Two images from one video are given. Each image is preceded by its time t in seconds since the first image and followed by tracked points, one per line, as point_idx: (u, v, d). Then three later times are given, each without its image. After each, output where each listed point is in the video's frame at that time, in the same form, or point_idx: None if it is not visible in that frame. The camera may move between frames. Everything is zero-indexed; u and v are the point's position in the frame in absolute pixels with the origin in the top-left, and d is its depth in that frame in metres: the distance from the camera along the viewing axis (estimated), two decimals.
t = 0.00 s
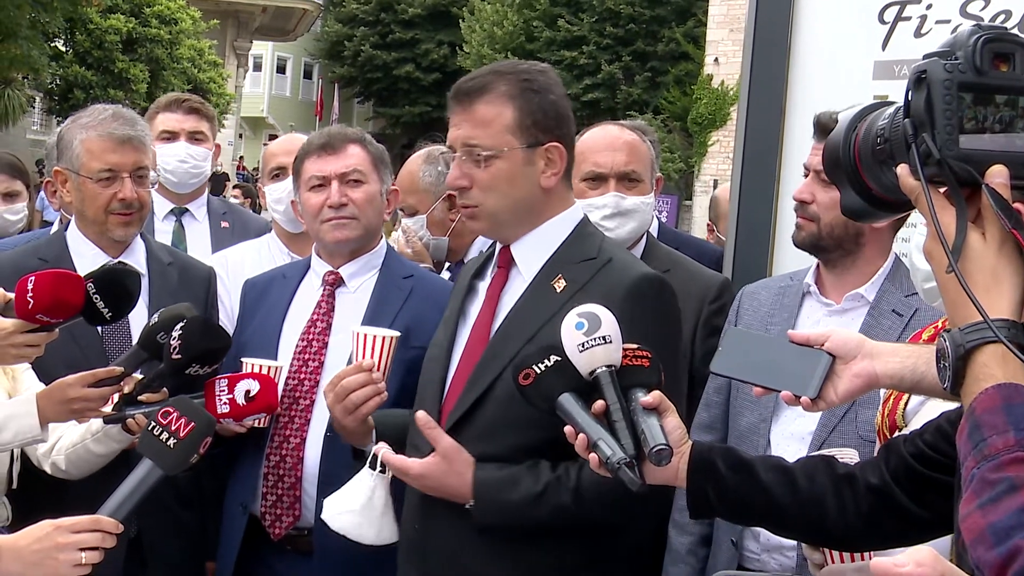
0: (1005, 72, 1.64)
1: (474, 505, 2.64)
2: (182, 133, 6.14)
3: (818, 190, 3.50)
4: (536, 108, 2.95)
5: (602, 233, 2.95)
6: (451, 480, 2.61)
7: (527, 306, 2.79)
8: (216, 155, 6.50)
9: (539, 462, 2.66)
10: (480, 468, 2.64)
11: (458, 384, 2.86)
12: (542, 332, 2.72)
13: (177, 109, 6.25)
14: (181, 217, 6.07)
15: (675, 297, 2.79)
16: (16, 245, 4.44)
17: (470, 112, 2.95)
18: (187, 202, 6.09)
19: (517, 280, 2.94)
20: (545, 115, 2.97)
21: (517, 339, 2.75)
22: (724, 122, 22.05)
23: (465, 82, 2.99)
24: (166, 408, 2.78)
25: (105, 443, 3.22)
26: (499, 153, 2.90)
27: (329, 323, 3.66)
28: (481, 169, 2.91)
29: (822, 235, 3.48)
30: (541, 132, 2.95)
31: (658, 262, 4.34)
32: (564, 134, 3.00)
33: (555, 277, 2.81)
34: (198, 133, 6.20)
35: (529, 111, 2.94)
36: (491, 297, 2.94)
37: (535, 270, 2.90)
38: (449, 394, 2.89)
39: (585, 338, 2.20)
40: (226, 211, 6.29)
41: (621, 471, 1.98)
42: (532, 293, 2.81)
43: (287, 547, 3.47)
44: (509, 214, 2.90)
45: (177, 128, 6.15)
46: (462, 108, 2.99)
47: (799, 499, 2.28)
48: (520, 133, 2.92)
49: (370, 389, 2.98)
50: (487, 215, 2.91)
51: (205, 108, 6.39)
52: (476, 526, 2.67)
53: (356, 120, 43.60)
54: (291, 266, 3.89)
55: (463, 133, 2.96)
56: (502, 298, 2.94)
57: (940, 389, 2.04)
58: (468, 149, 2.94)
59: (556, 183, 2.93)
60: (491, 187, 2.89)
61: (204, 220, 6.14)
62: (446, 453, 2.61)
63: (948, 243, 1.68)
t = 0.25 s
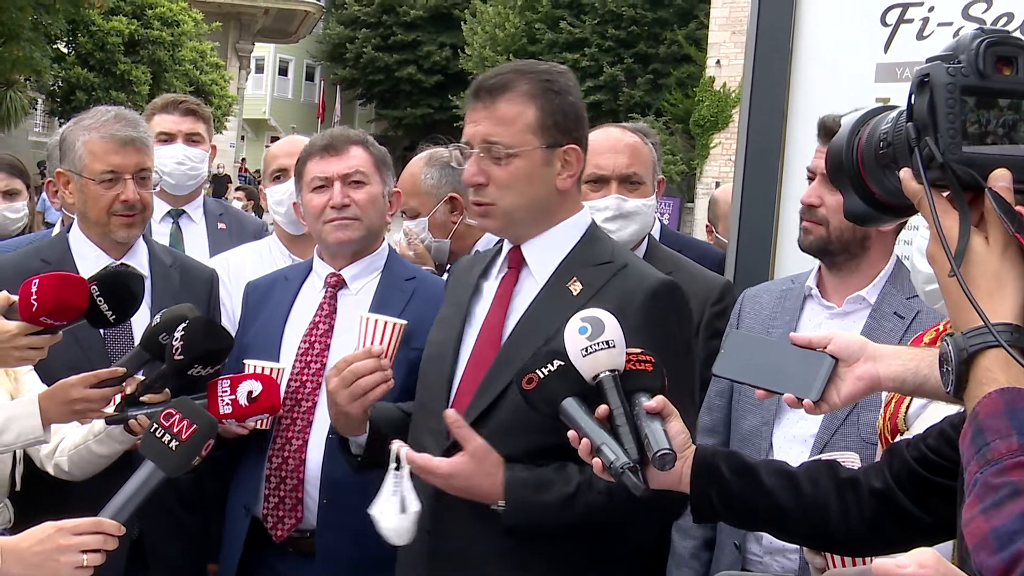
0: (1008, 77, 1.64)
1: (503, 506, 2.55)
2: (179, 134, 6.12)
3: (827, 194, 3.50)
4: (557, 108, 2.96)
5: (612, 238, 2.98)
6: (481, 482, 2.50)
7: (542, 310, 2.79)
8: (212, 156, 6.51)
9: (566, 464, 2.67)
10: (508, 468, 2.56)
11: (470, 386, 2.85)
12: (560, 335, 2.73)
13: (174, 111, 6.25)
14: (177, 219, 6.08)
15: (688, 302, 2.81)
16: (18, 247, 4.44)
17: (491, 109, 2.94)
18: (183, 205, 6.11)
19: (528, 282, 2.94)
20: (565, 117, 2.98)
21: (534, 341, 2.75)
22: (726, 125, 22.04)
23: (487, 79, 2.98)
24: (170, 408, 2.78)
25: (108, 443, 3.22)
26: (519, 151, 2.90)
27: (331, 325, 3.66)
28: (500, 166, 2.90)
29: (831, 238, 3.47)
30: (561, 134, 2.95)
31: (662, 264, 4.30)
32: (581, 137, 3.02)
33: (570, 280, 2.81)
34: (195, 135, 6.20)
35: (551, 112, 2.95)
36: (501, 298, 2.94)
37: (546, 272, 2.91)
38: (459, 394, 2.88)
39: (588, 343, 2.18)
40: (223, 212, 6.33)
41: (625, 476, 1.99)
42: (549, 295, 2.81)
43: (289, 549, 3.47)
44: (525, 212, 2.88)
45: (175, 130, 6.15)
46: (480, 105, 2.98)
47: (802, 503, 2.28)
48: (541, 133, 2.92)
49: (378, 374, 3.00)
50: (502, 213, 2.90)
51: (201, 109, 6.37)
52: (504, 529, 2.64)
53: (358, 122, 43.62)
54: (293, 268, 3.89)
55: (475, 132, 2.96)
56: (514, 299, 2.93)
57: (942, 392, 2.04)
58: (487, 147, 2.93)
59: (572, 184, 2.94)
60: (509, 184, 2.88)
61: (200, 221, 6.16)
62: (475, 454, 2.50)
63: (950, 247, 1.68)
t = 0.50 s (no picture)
0: (1011, 73, 1.63)
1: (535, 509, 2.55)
2: (175, 132, 6.11)
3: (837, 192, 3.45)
4: (571, 108, 2.95)
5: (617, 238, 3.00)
6: (515, 486, 2.49)
7: (554, 309, 2.79)
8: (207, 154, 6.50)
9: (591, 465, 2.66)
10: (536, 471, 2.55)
11: (479, 384, 2.85)
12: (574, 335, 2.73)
13: (170, 108, 6.26)
14: (174, 217, 6.07)
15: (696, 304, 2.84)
16: (18, 245, 4.44)
17: (507, 107, 2.91)
18: (180, 201, 6.08)
19: (537, 280, 2.94)
20: (577, 117, 2.97)
21: (546, 338, 2.75)
22: (726, 123, 22.03)
23: (503, 76, 2.95)
24: (169, 409, 2.78)
25: (108, 441, 3.22)
26: (532, 150, 2.89)
27: (331, 322, 3.66)
28: (513, 163, 2.88)
29: (842, 238, 3.43)
30: (574, 134, 2.95)
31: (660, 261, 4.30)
32: (592, 138, 3.02)
33: (582, 279, 2.82)
34: (191, 132, 6.20)
35: (565, 111, 2.94)
36: (508, 296, 2.93)
37: (556, 270, 2.91)
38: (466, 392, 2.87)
39: (589, 340, 2.20)
40: (219, 210, 6.31)
41: (625, 473, 1.98)
42: (560, 294, 2.81)
43: (289, 546, 3.47)
44: (537, 211, 2.88)
45: (170, 127, 6.12)
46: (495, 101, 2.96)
47: (803, 501, 2.27)
48: (556, 132, 2.91)
49: (394, 370, 2.99)
50: (513, 211, 2.88)
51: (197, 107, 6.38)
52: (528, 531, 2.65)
53: (358, 120, 43.61)
54: (293, 266, 3.88)
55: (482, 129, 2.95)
56: (524, 297, 2.92)
57: (943, 390, 2.04)
58: (500, 144, 2.91)
59: (582, 184, 2.94)
60: (522, 183, 2.87)
61: (197, 219, 6.16)
62: (509, 458, 2.47)
63: (952, 243, 1.68)
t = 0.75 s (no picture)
0: (1012, 72, 1.63)
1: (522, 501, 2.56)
2: (173, 131, 6.12)
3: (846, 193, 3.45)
4: (554, 108, 2.89)
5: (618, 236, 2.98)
6: (502, 477, 2.51)
7: (555, 309, 2.79)
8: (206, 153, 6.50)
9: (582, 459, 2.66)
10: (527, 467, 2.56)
11: (479, 384, 2.84)
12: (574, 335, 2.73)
13: (168, 107, 6.27)
14: (174, 216, 6.07)
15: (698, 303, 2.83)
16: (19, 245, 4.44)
17: (491, 101, 2.94)
18: (180, 201, 6.09)
19: (537, 279, 2.93)
20: (563, 117, 2.90)
21: (547, 338, 2.75)
22: (728, 122, 22.02)
23: (495, 71, 2.96)
24: (170, 416, 2.77)
25: (110, 441, 3.22)
26: (509, 146, 2.89)
27: (333, 322, 3.66)
28: (490, 158, 2.91)
29: (849, 238, 3.42)
30: (555, 134, 2.89)
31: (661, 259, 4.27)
32: (582, 138, 2.93)
33: (583, 279, 2.81)
34: (190, 131, 6.22)
35: (545, 110, 2.89)
36: (509, 295, 2.93)
37: (557, 269, 2.90)
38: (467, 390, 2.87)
39: (590, 340, 2.20)
40: (219, 210, 6.32)
41: (627, 473, 1.99)
42: (561, 293, 2.81)
43: (291, 546, 3.47)
44: (509, 207, 2.90)
45: (170, 126, 6.14)
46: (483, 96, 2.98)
47: (805, 502, 2.27)
48: (533, 131, 2.88)
49: (394, 362, 2.99)
50: (492, 205, 2.92)
51: (195, 107, 6.39)
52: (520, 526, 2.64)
53: (360, 119, 43.62)
54: (295, 266, 3.88)
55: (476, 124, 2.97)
56: (525, 296, 2.92)
57: (944, 390, 2.04)
58: (482, 137, 2.94)
59: (562, 186, 2.89)
60: (497, 178, 2.90)
61: (197, 219, 6.15)
62: (496, 449, 2.50)
63: (953, 242, 1.68)
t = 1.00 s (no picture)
0: (1007, 77, 1.64)
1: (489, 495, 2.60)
2: (176, 134, 6.05)
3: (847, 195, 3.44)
4: (532, 110, 2.88)
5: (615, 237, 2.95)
6: (468, 469, 2.56)
7: (540, 310, 2.79)
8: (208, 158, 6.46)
9: (556, 457, 2.66)
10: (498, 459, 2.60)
11: (469, 384, 2.85)
12: (555, 336, 2.73)
13: (169, 111, 6.19)
14: (176, 219, 6.11)
15: (687, 304, 2.80)
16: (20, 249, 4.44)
17: (479, 102, 2.97)
18: (182, 205, 6.13)
19: (528, 280, 2.94)
20: (543, 119, 2.88)
21: (531, 339, 2.75)
22: (728, 123, 22.02)
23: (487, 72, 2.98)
24: (169, 420, 2.77)
25: (110, 444, 3.23)
26: (490, 147, 2.91)
27: (334, 325, 3.66)
28: (473, 159, 2.94)
29: (851, 239, 3.42)
30: (533, 136, 2.88)
31: (660, 262, 4.25)
32: (564, 139, 2.89)
33: (569, 280, 2.81)
34: (192, 135, 6.13)
35: (523, 113, 2.88)
36: (502, 297, 2.95)
37: (546, 270, 2.90)
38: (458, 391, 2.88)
39: (588, 348, 2.20)
40: (222, 213, 6.34)
41: (626, 481, 2.01)
42: (546, 295, 2.81)
43: (292, 549, 3.47)
44: (490, 208, 2.94)
45: (171, 130, 6.07)
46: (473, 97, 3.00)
47: (804, 506, 2.27)
48: (511, 133, 2.89)
49: (380, 366, 2.99)
50: (478, 205, 2.97)
51: (196, 109, 6.30)
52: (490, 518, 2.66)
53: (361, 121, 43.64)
54: (295, 269, 3.90)
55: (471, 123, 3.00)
56: (517, 298, 2.93)
57: (943, 393, 2.04)
58: (468, 139, 2.97)
59: (541, 187, 2.88)
60: (478, 179, 2.93)
61: (199, 222, 6.17)
62: (464, 442, 2.56)
63: (949, 248, 1.68)
